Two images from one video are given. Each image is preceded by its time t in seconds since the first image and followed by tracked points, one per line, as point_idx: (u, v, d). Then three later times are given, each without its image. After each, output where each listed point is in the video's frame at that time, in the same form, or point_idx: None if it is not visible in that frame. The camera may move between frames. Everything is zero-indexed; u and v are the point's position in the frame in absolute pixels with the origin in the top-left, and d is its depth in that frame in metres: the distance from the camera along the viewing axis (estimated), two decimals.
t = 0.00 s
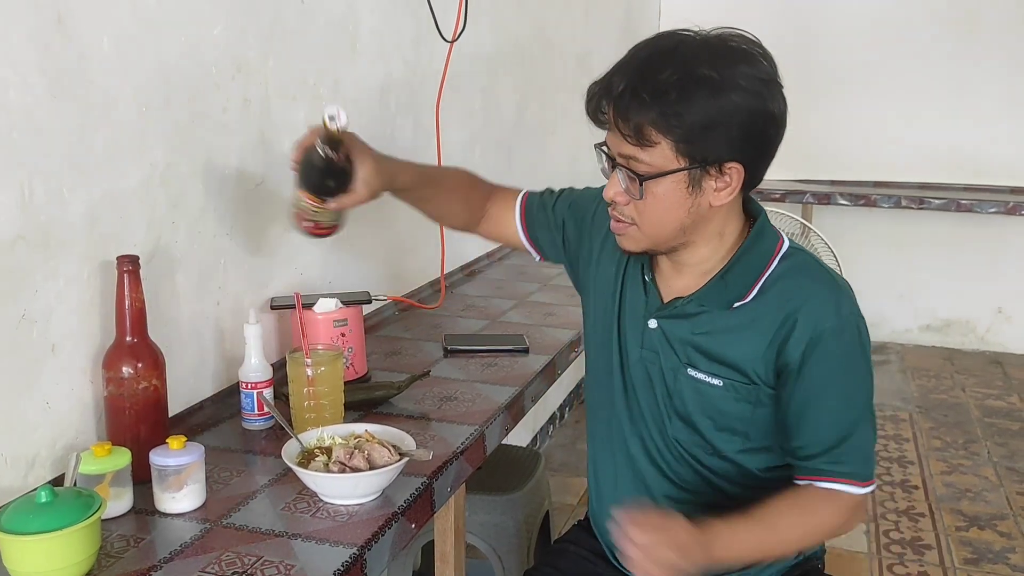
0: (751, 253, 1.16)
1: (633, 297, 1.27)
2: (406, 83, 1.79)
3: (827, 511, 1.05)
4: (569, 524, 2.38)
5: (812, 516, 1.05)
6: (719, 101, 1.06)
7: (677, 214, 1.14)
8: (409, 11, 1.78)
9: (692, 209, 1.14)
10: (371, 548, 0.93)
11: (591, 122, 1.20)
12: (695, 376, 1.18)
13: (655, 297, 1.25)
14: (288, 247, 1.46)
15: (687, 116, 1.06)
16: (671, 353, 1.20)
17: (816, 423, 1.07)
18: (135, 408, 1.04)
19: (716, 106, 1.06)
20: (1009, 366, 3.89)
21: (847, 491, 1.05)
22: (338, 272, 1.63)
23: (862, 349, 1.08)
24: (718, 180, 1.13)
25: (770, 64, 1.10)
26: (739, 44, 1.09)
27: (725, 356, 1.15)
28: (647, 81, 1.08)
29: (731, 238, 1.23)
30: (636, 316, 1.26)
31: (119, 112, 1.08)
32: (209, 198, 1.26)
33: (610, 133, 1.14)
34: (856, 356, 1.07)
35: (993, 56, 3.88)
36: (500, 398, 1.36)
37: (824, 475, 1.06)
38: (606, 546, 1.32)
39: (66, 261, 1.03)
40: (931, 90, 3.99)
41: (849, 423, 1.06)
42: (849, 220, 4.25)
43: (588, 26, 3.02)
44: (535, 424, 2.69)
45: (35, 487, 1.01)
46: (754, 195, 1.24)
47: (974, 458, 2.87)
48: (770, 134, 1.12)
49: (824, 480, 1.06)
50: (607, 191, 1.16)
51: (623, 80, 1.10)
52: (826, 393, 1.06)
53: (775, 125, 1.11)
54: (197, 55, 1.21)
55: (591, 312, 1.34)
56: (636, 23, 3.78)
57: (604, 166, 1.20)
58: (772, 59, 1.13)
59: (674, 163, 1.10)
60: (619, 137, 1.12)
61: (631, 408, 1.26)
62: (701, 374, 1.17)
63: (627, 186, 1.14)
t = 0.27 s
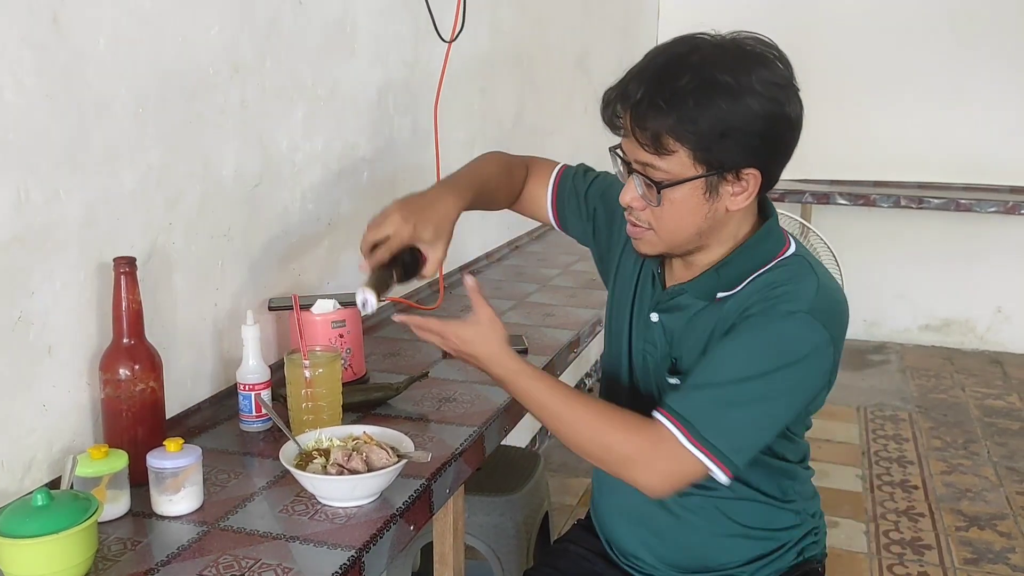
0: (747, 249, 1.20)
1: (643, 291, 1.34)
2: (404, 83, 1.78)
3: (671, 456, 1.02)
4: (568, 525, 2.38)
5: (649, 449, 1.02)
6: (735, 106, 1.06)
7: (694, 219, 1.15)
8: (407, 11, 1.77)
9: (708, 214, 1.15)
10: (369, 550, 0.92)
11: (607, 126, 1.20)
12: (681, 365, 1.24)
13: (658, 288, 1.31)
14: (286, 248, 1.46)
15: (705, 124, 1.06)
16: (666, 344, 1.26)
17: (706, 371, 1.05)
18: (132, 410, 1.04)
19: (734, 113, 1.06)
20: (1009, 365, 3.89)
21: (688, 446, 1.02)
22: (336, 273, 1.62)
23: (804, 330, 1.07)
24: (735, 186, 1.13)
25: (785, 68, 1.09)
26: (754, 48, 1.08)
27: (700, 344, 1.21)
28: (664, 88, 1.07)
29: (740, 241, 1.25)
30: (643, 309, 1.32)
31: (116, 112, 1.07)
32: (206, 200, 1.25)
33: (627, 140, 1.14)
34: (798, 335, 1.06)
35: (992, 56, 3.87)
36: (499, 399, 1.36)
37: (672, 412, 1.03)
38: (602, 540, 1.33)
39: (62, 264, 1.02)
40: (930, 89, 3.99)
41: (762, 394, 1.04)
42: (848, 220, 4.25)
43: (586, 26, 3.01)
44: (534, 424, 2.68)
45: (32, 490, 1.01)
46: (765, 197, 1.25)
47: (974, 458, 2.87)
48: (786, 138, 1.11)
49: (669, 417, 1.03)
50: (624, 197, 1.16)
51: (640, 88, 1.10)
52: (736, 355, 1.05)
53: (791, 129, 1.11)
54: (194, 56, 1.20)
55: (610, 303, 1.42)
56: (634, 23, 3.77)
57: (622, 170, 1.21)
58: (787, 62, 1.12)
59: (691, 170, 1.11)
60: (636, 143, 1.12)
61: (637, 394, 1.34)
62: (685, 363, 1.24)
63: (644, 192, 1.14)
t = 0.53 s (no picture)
0: (744, 245, 1.20)
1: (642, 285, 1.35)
2: (403, 84, 1.78)
3: (640, 432, 1.07)
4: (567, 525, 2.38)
5: (615, 425, 1.07)
6: (732, 110, 1.06)
7: (695, 222, 1.14)
8: (406, 11, 1.77)
9: (708, 216, 1.14)
10: (368, 552, 0.92)
11: (605, 131, 1.20)
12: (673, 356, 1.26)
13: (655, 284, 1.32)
14: (285, 248, 1.46)
15: (703, 127, 1.06)
16: (661, 338, 1.27)
17: (685, 355, 1.09)
18: (130, 411, 1.04)
19: (731, 116, 1.06)
20: (1008, 365, 3.89)
21: (662, 428, 1.07)
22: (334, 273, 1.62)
23: (788, 325, 1.10)
24: (734, 187, 1.13)
25: (781, 69, 1.09)
26: (750, 50, 1.09)
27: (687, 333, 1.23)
28: (662, 93, 1.07)
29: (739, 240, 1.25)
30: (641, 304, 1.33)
31: (114, 113, 1.07)
32: (205, 200, 1.25)
33: (626, 145, 1.14)
34: (781, 330, 1.09)
35: (992, 56, 3.87)
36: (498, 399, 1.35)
37: (647, 391, 1.07)
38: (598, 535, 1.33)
39: (60, 265, 1.02)
40: (930, 89, 3.99)
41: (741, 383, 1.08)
42: (847, 220, 4.24)
43: (585, 26, 3.01)
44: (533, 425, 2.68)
45: (29, 492, 1.00)
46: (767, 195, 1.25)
47: (974, 458, 2.86)
48: (784, 137, 1.11)
49: (644, 395, 1.07)
50: (624, 201, 1.16)
51: (637, 93, 1.10)
52: (717, 343, 1.08)
53: (789, 130, 1.11)
54: (192, 56, 1.20)
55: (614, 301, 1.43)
56: (633, 23, 3.77)
57: (621, 174, 1.20)
58: (784, 62, 1.12)
59: (691, 173, 1.10)
60: (634, 148, 1.12)
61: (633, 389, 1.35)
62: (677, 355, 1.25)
63: (644, 197, 1.14)
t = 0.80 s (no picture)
0: (742, 246, 1.20)
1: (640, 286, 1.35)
2: (403, 84, 1.78)
3: (640, 434, 1.07)
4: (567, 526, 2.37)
5: (615, 429, 1.07)
6: (726, 111, 1.05)
7: (691, 225, 1.14)
8: (406, 11, 1.77)
9: (705, 218, 1.14)
10: (368, 553, 0.92)
11: (598, 136, 1.20)
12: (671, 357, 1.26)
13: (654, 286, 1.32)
14: (285, 248, 1.45)
15: (697, 130, 1.06)
16: (659, 340, 1.27)
17: (683, 356, 1.08)
18: (129, 412, 1.03)
19: (725, 118, 1.06)
20: (1008, 365, 3.89)
21: (662, 430, 1.07)
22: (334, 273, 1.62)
23: (786, 326, 1.10)
24: (730, 189, 1.13)
25: (772, 68, 1.10)
26: (742, 51, 1.09)
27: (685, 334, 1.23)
28: (655, 96, 1.07)
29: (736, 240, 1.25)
30: (641, 306, 1.33)
31: (114, 112, 1.07)
32: (204, 201, 1.25)
33: (620, 149, 1.14)
34: (780, 331, 1.09)
35: (993, 56, 3.87)
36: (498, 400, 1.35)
37: (646, 393, 1.07)
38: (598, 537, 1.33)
39: (59, 266, 1.02)
40: (930, 89, 3.99)
41: (740, 385, 1.08)
42: (847, 220, 4.24)
43: (585, 26, 3.01)
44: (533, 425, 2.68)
45: (28, 492, 1.00)
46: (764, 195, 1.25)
47: (973, 458, 2.86)
48: (777, 138, 1.11)
49: (643, 398, 1.07)
50: (620, 205, 1.16)
51: (631, 97, 1.10)
52: (715, 344, 1.08)
53: (783, 129, 1.11)
54: (191, 56, 1.20)
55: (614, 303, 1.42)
56: (633, 24, 3.77)
57: (616, 177, 1.20)
58: (775, 62, 1.12)
59: (686, 176, 1.10)
60: (629, 153, 1.12)
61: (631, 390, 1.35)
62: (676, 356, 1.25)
63: (639, 201, 1.14)
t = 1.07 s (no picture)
0: (741, 247, 1.20)
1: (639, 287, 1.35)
2: (403, 84, 1.78)
3: (637, 434, 1.07)
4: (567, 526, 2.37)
5: (615, 433, 1.07)
6: (725, 114, 1.05)
7: (690, 227, 1.14)
8: (406, 11, 1.77)
9: (704, 221, 1.15)
10: (367, 553, 0.92)
11: (597, 138, 1.20)
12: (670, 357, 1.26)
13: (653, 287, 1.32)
14: (285, 247, 1.45)
15: (695, 134, 1.06)
16: (658, 340, 1.27)
17: (681, 357, 1.08)
18: (129, 412, 1.03)
19: (724, 121, 1.05)
20: (1009, 365, 3.88)
21: (661, 432, 1.07)
22: (333, 273, 1.62)
23: (784, 327, 1.10)
24: (729, 191, 1.13)
25: (771, 70, 1.09)
26: (740, 53, 1.08)
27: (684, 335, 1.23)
28: (654, 100, 1.07)
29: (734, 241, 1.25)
30: (641, 305, 1.33)
31: (114, 112, 1.07)
32: (204, 201, 1.25)
33: (620, 153, 1.14)
34: (779, 332, 1.09)
35: (993, 56, 3.87)
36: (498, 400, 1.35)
37: (644, 394, 1.07)
38: (598, 537, 1.33)
39: (59, 266, 1.02)
40: (931, 89, 3.98)
41: (738, 386, 1.07)
42: (847, 220, 4.24)
43: (585, 26, 3.01)
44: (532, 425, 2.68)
45: (28, 492, 1.00)
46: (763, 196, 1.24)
47: (974, 459, 2.86)
48: (777, 140, 1.11)
49: (641, 399, 1.07)
50: (618, 207, 1.16)
51: (629, 101, 1.10)
52: (713, 345, 1.08)
53: (782, 131, 1.11)
54: (191, 56, 1.20)
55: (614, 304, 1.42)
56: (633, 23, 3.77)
57: (615, 179, 1.20)
58: (774, 63, 1.12)
59: (685, 179, 1.10)
60: (628, 156, 1.12)
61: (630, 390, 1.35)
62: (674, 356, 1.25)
63: (638, 204, 1.14)
